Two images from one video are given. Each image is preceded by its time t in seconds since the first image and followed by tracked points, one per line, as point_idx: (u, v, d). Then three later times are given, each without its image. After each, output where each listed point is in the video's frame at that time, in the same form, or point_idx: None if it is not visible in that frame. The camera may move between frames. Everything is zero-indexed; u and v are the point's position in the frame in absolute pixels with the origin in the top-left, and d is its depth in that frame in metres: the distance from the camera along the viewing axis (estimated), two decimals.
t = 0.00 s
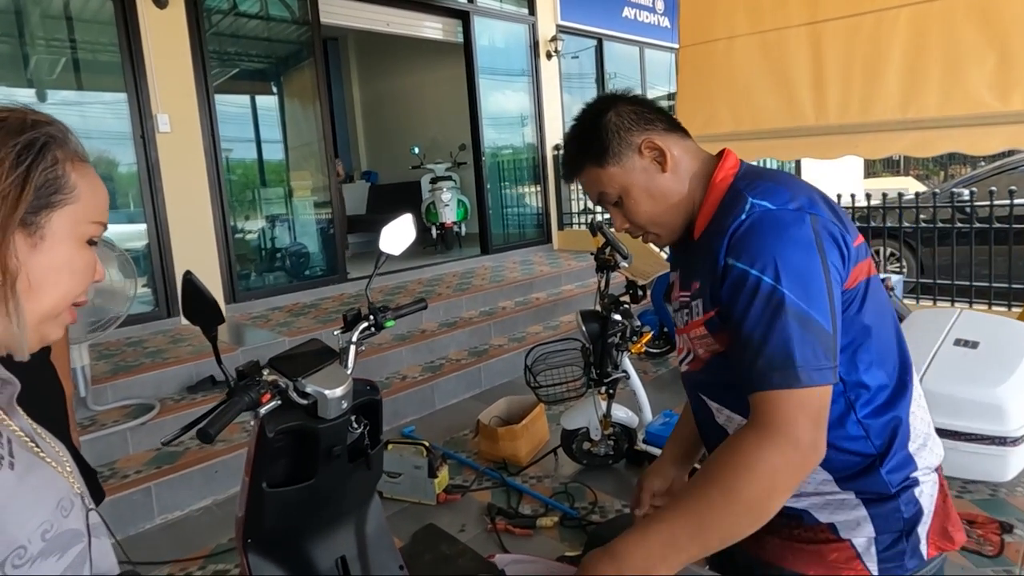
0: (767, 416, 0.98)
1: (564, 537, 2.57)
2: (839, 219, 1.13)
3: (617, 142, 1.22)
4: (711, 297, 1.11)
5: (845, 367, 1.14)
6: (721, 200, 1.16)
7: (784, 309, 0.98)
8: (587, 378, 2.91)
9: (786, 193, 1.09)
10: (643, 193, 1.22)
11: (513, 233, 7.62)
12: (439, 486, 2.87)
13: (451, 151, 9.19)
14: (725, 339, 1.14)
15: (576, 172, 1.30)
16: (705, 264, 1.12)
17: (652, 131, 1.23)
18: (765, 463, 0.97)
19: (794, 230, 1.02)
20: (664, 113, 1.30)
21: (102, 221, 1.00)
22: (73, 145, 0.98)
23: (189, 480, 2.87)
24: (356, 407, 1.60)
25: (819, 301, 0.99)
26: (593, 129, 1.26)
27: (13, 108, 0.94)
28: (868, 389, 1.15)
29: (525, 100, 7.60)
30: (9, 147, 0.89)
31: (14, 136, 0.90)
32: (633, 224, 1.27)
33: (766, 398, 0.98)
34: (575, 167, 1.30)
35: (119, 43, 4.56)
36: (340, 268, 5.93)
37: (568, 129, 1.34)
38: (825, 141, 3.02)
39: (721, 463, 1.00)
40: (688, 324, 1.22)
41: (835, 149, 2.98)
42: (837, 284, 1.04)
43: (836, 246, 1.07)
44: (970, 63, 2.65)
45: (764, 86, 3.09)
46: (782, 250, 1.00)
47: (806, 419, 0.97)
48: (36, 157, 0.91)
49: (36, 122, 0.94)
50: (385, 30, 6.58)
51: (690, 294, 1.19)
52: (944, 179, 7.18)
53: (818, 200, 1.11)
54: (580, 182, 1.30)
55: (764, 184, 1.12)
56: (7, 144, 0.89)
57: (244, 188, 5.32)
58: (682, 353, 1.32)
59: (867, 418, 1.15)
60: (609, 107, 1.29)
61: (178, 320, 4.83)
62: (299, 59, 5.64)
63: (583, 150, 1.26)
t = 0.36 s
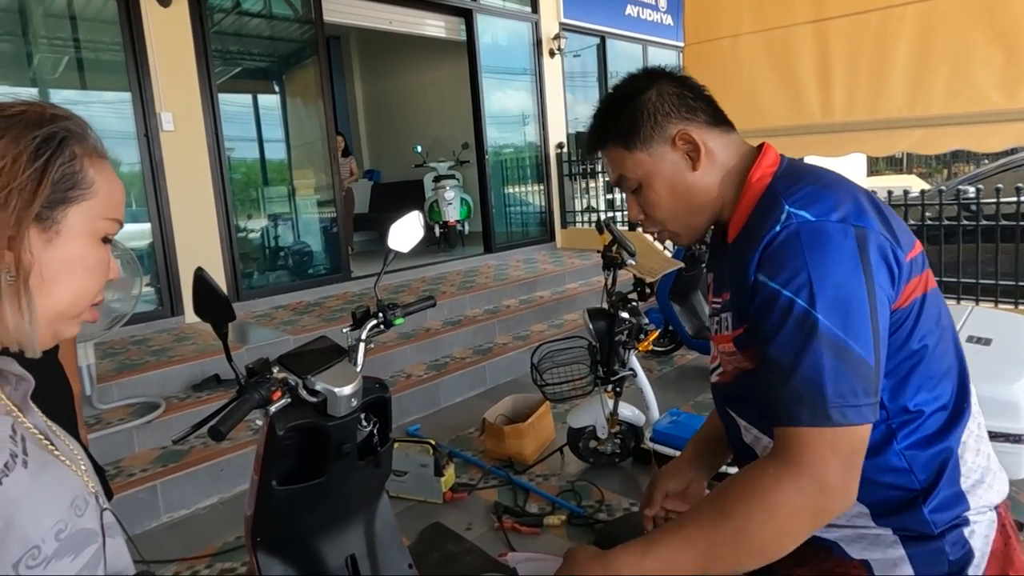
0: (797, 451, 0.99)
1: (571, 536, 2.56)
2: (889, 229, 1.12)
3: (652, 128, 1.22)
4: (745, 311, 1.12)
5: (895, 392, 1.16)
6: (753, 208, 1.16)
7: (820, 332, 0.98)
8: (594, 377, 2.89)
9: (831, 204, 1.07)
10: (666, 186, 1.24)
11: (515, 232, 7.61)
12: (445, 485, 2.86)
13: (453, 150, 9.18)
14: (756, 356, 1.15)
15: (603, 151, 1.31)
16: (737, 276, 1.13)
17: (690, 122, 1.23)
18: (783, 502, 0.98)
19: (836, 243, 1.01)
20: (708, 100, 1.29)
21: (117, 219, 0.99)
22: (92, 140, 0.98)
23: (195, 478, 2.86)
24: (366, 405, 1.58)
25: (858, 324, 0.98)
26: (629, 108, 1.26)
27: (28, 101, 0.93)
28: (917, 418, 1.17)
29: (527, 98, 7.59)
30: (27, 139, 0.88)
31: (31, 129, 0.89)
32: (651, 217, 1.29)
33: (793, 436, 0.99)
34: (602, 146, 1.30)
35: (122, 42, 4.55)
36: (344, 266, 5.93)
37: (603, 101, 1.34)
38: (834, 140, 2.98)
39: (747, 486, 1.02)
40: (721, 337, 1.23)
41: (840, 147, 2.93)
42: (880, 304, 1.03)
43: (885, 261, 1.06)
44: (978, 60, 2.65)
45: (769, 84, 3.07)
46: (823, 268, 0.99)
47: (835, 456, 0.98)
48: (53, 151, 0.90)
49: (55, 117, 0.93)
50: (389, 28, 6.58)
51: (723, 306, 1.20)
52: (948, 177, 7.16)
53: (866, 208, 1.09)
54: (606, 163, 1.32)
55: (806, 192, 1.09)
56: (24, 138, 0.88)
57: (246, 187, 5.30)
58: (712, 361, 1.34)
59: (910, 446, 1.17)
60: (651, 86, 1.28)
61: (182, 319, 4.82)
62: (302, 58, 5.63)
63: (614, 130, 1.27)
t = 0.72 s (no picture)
0: (780, 490, 0.90)
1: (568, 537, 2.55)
2: (947, 252, 0.97)
3: (698, 112, 1.12)
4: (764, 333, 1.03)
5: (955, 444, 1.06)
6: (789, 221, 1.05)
7: (823, 370, 0.88)
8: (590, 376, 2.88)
9: (869, 220, 0.95)
10: (703, 179, 1.13)
11: (512, 230, 7.60)
12: (442, 486, 2.85)
13: (450, 148, 9.17)
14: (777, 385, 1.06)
15: (639, 132, 1.21)
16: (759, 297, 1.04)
17: (741, 114, 1.12)
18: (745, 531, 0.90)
19: (864, 267, 0.89)
20: (765, 94, 1.18)
21: (105, 230, 0.98)
22: (81, 149, 0.97)
23: (191, 480, 2.84)
24: (360, 408, 1.57)
25: (873, 365, 0.87)
26: (675, 88, 1.16)
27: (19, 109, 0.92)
28: (979, 473, 1.06)
29: (525, 96, 7.57)
30: (13, 149, 0.87)
31: (18, 138, 0.88)
32: (680, 213, 1.19)
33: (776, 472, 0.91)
34: (640, 125, 1.21)
35: (115, 39, 4.52)
36: (341, 266, 5.91)
37: (649, 78, 1.24)
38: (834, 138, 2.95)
39: (718, 506, 0.94)
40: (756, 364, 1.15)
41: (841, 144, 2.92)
42: (914, 342, 0.90)
43: (933, 289, 0.92)
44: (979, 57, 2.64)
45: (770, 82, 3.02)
46: (841, 297, 0.88)
47: (813, 507, 0.88)
48: (39, 161, 0.88)
49: (43, 126, 0.92)
50: (385, 26, 6.61)
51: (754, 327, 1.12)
52: (944, 174, 7.17)
53: (917, 228, 0.96)
54: (641, 147, 1.22)
55: (838, 207, 0.98)
56: (11, 147, 0.87)
57: (243, 186, 5.29)
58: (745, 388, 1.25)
59: (967, 507, 1.06)
60: (707, 67, 1.18)
61: (177, 319, 4.80)
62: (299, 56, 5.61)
63: (655, 111, 1.17)
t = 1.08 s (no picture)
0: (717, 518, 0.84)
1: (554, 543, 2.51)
2: (947, 274, 0.93)
3: (660, 139, 1.08)
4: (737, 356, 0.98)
5: (971, 486, 1.03)
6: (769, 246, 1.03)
7: (785, 389, 0.83)
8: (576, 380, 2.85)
9: (862, 237, 0.91)
10: (664, 209, 1.09)
11: (500, 229, 7.55)
12: (426, 491, 2.81)
13: (437, 147, 9.10)
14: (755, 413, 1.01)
15: (604, 157, 1.17)
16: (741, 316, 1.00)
17: (706, 139, 1.07)
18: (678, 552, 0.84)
19: (849, 288, 0.84)
20: (737, 115, 1.12)
21: (37, 251, 1.07)
22: (10, 166, 1.06)
23: (168, 488, 2.79)
24: (333, 419, 1.54)
25: (847, 390, 0.82)
26: (640, 111, 1.12)
27: None
28: (1002, 514, 1.04)
29: (512, 95, 7.52)
30: None
31: None
32: (645, 243, 1.15)
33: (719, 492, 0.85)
34: (605, 151, 1.16)
35: (94, 37, 4.43)
36: (327, 267, 5.84)
37: (616, 101, 1.19)
38: (819, 138, 2.99)
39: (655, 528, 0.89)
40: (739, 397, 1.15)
41: (828, 144, 2.94)
42: (895, 372, 0.84)
43: (927, 313, 0.87)
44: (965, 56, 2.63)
45: (757, 85, 3.04)
46: (824, 314, 0.83)
47: (749, 535, 0.82)
48: None
49: None
50: (370, 23, 6.56)
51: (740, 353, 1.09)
52: (930, 172, 7.19)
53: (915, 248, 0.92)
54: (606, 173, 1.17)
55: (824, 228, 0.94)
56: None
57: (228, 185, 5.23)
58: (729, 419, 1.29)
59: (1000, 556, 1.03)
60: (673, 89, 1.13)
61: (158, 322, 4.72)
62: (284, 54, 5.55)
63: (618, 137, 1.13)
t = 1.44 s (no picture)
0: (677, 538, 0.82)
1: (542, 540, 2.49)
2: (914, 274, 0.87)
3: (608, 145, 1.03)
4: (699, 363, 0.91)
5: (952, 491, 0.97)
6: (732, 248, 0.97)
7: (745, 408, 0.78)
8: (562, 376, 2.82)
9: (821, 239, 0.84)
10: (625, 217, 1.04)
11: (488, 226, 7.51)
12: (411, 490, 2.77)
13: (424, 143, 9.04)
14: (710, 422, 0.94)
15: (557, 169, 1.13)
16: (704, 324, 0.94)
17: (655, 139, 1.02)
18: None
19: (809, 298, 0.78)
20: (690, 106, 1.06)
21: None
22: None
23: (146, 490, 2.73)
24: (311, 418, 1.50)
25: (806, 409, 0.77)
26: (584, 116, 1.07)
27: None
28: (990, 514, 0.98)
29: (498, 92, 7.47)
30: None
31: None
32: (615, 252, 1.11)
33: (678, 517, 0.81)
34: (556, 164, 1.12)
35: (70, 31, 4.33)
36: (310, 264, 5.76)
37: (560, 107, 1.14)
38: (804, 132, 2.97)
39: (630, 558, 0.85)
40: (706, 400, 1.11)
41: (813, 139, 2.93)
42: (853, 388, 0.79)
43: (891, 320, 0.82)
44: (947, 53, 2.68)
45: (744, 78, 3.02)
46: (783, 326, 0.77)
47: (709, 564, 0.79)
48: None
49: None
50: (354, 17, 6.52)
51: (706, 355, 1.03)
52: (913, 168, 7.23)
53: (878, 248, 0.85)
54: (563, 185, 1.13)
55: (784, 231, 0.88)
56: None
57: (212, 182, 5.16)
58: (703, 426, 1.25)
59: (984, 560, 0.98)
60: (616, 88, 1.07)
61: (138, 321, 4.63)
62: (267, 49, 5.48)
63: (566, 148, 1.08)
